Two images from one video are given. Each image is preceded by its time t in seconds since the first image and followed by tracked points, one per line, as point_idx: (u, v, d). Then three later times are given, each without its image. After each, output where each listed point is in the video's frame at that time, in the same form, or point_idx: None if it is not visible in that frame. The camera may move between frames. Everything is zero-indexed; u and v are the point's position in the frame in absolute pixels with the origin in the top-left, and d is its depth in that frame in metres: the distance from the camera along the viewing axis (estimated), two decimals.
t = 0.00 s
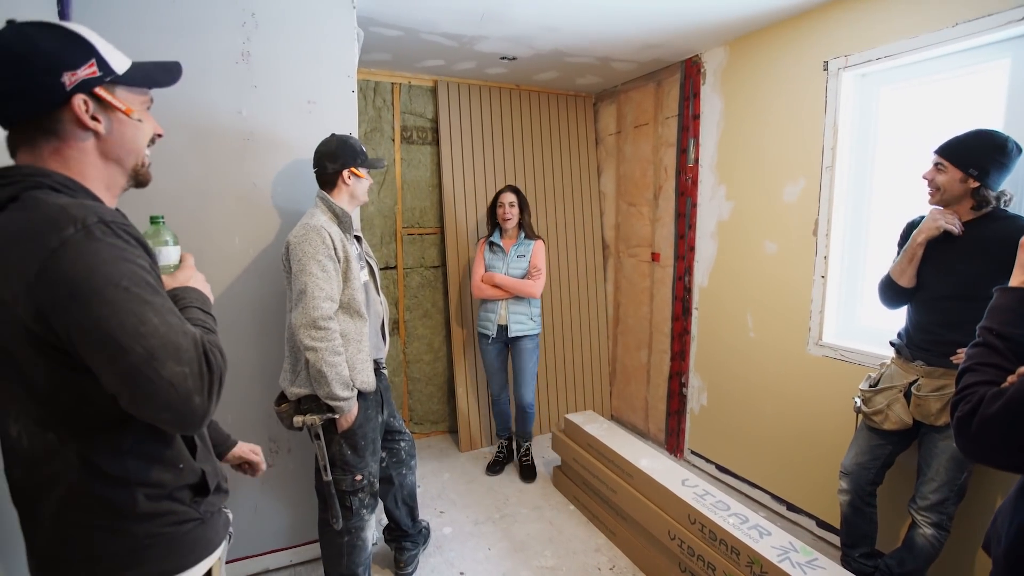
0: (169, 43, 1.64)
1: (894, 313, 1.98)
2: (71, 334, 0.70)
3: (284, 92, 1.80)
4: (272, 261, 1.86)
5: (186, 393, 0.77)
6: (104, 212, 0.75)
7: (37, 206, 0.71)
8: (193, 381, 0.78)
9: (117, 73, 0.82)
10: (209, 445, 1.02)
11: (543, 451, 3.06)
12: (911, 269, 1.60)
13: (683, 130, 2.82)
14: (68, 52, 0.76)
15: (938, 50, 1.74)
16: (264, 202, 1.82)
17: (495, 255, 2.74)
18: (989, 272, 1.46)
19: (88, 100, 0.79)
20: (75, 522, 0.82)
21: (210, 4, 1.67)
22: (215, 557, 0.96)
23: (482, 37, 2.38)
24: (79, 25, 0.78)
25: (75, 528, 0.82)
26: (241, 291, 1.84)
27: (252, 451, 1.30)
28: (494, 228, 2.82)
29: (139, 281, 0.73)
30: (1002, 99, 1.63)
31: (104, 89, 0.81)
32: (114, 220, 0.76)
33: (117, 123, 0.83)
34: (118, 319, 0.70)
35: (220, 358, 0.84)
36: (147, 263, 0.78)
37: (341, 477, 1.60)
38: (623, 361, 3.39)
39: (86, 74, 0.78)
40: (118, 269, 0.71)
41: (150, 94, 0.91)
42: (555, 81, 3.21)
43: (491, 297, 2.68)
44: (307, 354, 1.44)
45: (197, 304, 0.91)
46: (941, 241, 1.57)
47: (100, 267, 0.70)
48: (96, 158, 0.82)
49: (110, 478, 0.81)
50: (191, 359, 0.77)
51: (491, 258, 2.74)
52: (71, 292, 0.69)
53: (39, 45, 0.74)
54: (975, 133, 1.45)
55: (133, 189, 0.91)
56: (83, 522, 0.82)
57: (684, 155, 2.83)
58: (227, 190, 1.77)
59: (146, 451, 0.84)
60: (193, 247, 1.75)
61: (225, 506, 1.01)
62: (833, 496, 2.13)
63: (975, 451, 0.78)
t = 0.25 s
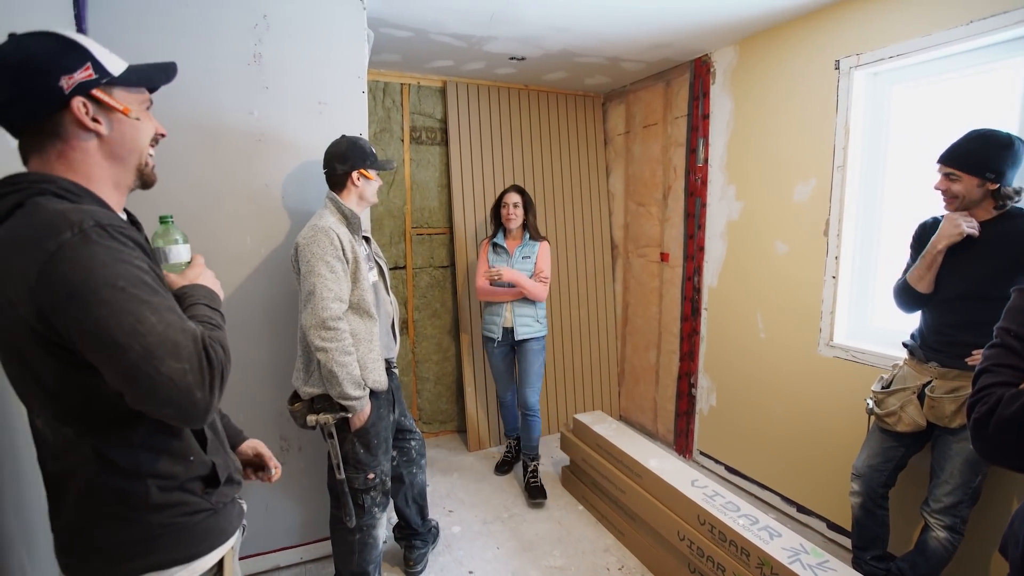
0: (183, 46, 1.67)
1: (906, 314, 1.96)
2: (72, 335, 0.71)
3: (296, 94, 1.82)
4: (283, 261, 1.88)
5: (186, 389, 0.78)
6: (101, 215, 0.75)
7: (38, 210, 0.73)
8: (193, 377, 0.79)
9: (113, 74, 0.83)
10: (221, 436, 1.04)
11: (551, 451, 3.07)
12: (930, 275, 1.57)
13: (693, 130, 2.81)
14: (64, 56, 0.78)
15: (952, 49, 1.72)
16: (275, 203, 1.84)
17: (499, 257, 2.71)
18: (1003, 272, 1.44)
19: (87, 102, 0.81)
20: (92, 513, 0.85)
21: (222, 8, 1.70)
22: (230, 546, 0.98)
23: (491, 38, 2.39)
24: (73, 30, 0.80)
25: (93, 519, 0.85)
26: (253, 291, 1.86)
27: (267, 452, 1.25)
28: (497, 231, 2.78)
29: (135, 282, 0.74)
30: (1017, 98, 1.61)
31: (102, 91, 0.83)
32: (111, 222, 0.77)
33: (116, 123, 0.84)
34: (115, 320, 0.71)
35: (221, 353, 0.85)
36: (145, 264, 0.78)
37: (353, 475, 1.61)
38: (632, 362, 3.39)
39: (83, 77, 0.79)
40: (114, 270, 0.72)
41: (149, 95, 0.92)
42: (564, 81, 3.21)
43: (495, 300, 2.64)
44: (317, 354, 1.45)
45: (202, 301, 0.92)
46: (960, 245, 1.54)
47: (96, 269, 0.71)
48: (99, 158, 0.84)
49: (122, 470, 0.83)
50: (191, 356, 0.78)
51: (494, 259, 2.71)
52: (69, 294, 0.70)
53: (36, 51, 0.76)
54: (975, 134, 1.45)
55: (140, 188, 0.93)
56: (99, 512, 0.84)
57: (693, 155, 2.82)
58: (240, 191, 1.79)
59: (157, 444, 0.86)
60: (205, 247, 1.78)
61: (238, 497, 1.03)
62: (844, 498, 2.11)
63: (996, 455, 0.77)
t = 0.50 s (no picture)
0: (205, 51, 1.71)
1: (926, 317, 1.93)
2: (86, 339, 0.74)
3: (313, 96, 1.86)
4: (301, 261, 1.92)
5: (195, 388, 0.80)
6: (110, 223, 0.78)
7: (51, 221, 0.76)
8: (202, 376, 0.81)
9: (126, 83, 0.87)
10: (242, 428, 1.07)
11: (565, 452, 3.07)
12: (950, 283, 1.53)
13: (708, 130, 2.79)
14: (79, 69, 0.82)
15: (973, 47, 1.69)
16: (293, 203, 1.88)
17: (518, 259, 2.63)
18: None
19: (100, 111, 0.84)
20: (121, 505, 0.88)
21: (243, 14, 1.74)
22: (252, 535, 1.01)
23: (505, 39, 2.41)
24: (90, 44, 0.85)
25: (121, 510, 0.88)
26: (272, 291, 1.90)
27: (283, 447, 1.30)
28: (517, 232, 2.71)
29: (142, 286, 0.76)
30: None
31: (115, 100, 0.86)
32: (119, 229, 0.79)
33: (128, 130, 0.87)
34: (123, 324, 0.73)
35: (230, 352, 0.87)
36: (153, 268, 0.80)
37: (369, 474, 1.64)
38: (646, 363, 3.38)
39: (95, 86, 0.83)
40: (121, 277, 0.74)
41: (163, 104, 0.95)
42: (578, 82, 3.21)
43: (513, 305, 2.55)
44: (334, 354, 1.48)
45: (217, 300, 0.94)
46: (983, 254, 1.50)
47: (104, 276, 0.73)
48: (110, 164, 0.87)
49: (146, 463, 0.87)
50: (199, 356, 0.80)
51: (513, 262, 2.63)
52: (80, 301, 0.73)
53: (55, 65, 0.81)
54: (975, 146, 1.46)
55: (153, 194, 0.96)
56: (127, 503, 0.88)
57: (708, 156, 2.80)
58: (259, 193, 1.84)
59: (177, 438, 0.89)
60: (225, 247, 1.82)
61: (258, 487, 1.06)
62: (861, 502, 2.08)
63: (1015, 458, 0.77)
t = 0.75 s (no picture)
0: (232, 55, 1.76)
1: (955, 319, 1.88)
2: (98, 341, 0.76)
3: (334, 98, 1.89)
4: (323, 260, 1.96)
5: (197, 395, 0.80)
6: (124, 228, 0.79)
7: (75, 224, 0.79)
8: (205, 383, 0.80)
9: (158, 93, 0.90)
10: (263, 423, 1.09)
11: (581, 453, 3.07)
12: (978, 285, 1.48)
13: (728, 130, 2.76)
14: (116, 79, 0.85)
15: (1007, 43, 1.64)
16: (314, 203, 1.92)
17: (548, 260, 2.57)
18: None
19: (135, 120, 0.88)
20: (145, 497, 0.92)
21: (267, 20, 1.79)
22: (270, 527, 1.04)
23: (525, 40, 2.42)
24: (120, 53, 0.87)
25: (145, 502, 0.92)
26: (294, 290, 1.94)
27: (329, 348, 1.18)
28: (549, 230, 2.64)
29: (152, 292, 0.77)
30: None
31: (148, 109, 0.90)
32: (134, 233, 0.80)
33: (160, 138, 0.91)
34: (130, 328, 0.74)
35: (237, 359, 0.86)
36: (165, 273, 0.81)
37: (388, 472, 1.67)
38: (664, 364, 3.35)
39: (133, 97, 0.86)
40: (130, 281, 0.76)
41: (186, 111, 0.99)
42: (597, 81, 3.20)
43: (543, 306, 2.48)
44: (355, 352, 1.51)
45: (238, 304, 0.96)
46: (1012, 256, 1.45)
47: (115, 280, 0.75)
48: (142, 170, 0.91)
49: (166, 458, 0.90)
50: (202, 363, 0.80)
51: (544, 262, 2.57)
52: (93, 304, 0.75)
53: (90, 75, 0.84)
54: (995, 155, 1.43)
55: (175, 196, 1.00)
56: (150, 496, 0.92)
57: (728, 155, 2.77)
58: (282, 194, 1.88)
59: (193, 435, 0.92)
60: (250, 247, 1.87)
61: (277, 481, 1.09)
62: (885, 509, 2.04)
63: None
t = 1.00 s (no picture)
0: (253, 57, 1.80)
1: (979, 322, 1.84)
2: (100, 344, 0.78)
3: (350, 98, 1.92)
4: (339, 259, 1.99)
5: (179, 409, 0.79)
6: (134, 235, 0.81)
7: (90, 228, 0.82)
8: (189, 399, 0.79)
9: (179, 100, 0.93)
10: (274, 419, 1.11)
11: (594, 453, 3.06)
12: (997, 286, 1.45)
13: (745, 129, 2.73)
14: (138, 84, 0.88)
15: None
16: (331, 203, 1.95)
17: (573, 260, 2.55)
18: None
19: (153, 123, 0.90)
20: (158, 491, 0.95)
21: (287, 22, 1.82)
22: (279, 519, 1.07)
23: (540, 39, 2.43)
24: (147, 60, 0.91)
25: (157, 495, 0.94)
26: (310, 288, 1.97)
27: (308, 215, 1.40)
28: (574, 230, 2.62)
29: (151, 301, 0.77)
30: None
31: (168, 114, 0.92)
32: (144, 241, 0.82)
33: (176, 142, 0.93)
34: (124, 335, 0.75)
35: (229, 376, 0.83)
36: (170, 283, 0.82)
37: (403, 471, 1.69)
38: (678, 365, 3.33)
39: (152, 101, 0.89)
40: (131, 289, 0.77)
41: (209, 120, 1.01)
42: (612, 81, 3.19)
43: (566, 309, 2.46)
44: (371, 351, 1.53)
45: (252, 319, 0.96)
46: None
47: (116, 286, 0.76)
48: (156, 172, 0.93)
49: (177, 453, 0.93)
50: (189, 377, 0.78)
51: (567, 262, 2.56)
52: (95, 308, 0.76)
53: (115, 79, 0.87)
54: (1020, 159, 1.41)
55: (191, 202, 1.02)
56: (162, 490, 0.94)
57: (745, 155, 2.74)
58: (300, 194, 1.91)
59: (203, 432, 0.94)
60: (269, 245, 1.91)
61: (287, 476, 1.11)
62: (905, 515, 2.00)
63: None
